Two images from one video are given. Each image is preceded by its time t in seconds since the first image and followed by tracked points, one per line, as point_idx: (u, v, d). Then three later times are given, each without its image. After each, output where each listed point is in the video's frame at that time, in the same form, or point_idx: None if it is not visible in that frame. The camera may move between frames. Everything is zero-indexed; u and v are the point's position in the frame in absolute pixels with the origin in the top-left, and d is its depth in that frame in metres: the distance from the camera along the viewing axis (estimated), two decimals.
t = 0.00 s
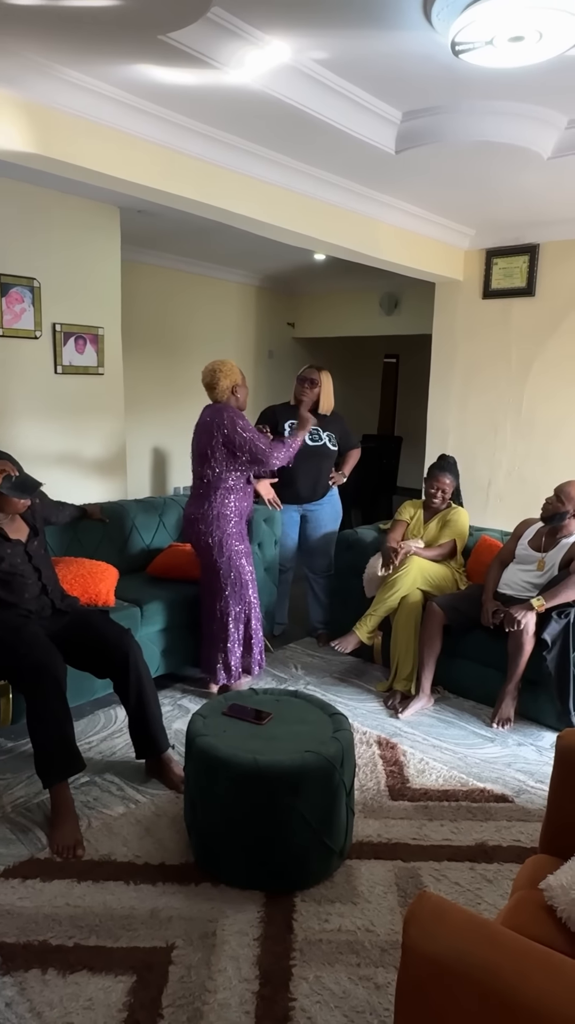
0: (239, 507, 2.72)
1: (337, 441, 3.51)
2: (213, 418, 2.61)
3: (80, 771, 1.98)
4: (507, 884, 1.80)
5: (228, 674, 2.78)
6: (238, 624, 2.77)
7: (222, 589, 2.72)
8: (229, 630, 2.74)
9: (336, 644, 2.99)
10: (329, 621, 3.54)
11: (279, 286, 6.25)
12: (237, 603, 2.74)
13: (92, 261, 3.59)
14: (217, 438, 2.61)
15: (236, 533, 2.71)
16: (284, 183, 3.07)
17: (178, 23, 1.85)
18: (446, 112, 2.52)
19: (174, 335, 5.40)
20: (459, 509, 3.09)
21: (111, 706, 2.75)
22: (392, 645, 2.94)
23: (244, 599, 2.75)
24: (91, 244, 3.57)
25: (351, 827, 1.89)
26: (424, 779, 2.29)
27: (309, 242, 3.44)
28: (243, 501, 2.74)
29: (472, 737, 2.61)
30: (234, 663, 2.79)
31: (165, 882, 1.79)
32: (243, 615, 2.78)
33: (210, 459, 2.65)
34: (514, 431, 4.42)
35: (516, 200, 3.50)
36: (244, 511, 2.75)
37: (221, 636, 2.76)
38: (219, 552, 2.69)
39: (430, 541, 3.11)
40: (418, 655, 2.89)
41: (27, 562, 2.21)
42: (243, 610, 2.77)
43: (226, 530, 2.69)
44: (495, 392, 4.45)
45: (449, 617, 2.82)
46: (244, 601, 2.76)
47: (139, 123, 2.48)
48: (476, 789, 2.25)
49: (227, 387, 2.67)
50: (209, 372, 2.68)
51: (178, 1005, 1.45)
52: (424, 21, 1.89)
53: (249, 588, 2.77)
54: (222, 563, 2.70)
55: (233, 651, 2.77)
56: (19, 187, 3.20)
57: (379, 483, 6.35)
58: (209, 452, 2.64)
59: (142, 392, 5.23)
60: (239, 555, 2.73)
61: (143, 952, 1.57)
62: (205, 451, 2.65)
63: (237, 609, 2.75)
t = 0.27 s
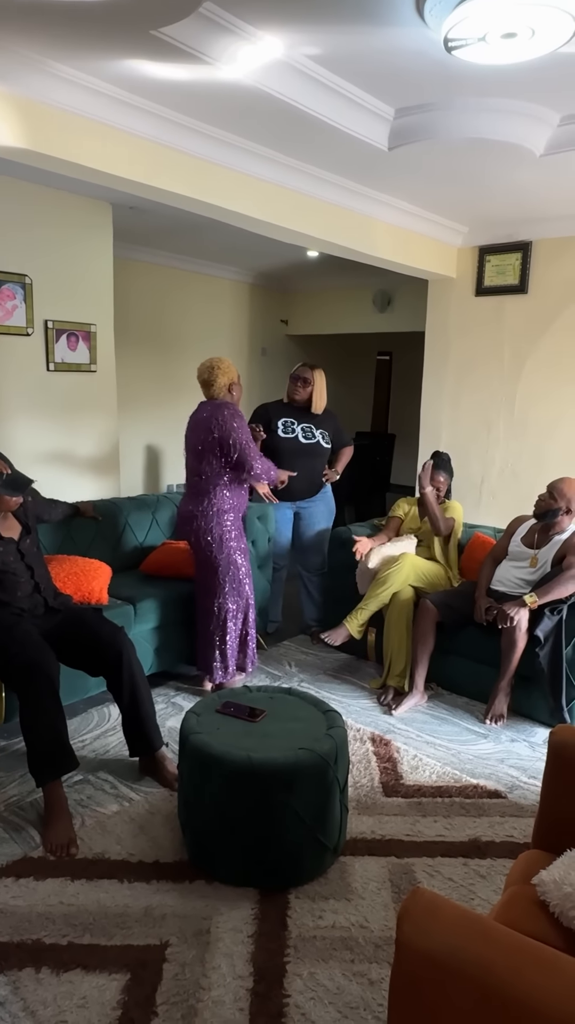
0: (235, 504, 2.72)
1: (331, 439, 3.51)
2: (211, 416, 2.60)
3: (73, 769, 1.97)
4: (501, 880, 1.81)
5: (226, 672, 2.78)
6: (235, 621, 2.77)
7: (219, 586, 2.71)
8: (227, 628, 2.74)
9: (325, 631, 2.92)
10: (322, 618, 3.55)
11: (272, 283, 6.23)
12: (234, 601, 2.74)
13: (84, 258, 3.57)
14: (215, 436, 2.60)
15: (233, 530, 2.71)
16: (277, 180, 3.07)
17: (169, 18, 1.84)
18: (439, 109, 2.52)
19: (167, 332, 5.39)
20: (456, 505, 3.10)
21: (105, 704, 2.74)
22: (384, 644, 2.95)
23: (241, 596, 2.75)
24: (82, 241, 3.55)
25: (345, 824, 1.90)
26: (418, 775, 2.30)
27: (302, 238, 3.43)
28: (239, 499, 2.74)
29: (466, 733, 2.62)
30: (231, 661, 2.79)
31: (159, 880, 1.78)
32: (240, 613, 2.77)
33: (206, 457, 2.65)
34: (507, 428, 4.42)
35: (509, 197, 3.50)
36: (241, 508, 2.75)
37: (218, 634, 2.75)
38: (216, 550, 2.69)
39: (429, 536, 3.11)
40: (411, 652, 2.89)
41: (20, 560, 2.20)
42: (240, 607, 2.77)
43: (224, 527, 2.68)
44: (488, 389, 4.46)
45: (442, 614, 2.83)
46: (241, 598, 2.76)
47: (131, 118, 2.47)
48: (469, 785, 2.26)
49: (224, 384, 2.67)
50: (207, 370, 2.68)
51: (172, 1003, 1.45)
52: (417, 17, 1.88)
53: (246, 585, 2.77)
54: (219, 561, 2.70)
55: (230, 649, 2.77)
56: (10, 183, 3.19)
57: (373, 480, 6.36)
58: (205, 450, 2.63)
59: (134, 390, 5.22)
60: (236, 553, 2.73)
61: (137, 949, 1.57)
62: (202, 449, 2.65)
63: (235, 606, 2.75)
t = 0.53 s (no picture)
0: (229, 502, 2.71)
1: (324, 436, 3.51)
2: (201, 414, 2.60)
3: (67, 768, 1.96)
4: (494, 876, 1.82)
5: (224, 669, 2.77)
6: (233, 620, 2.76)
7: (215, 584, 2.71)
8: (224, 626, 2.73)
9: (329, 616, 2.72)
10: (316, 616, 3.55)
11: (265, 280, 6.22)
12: (231, 599, 2.73)
13: (77, 256, 3.56)
14: (206, 434, 2.59)
15: (227, 529, 2.70)
16: (270, 177, 3.06)
17: (161, 14, 1.83)
18: (432, 105, 2.52)
19: (160, 329, 5.37)
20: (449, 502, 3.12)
21: (98, 702, 2.73)
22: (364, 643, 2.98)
23: (237, 594, 2.75)
24: (74, 238, 3.54)
25: (339, 821, 1.90)
26: (411, 772, 2.30)
27: (295, 235, 3.43)
28: (233, 497, 2.73)
29: (459, 730, 2.62)
30: (231, 660, 2.78)
31: (153, 878, 1.78)
32: (236, 611, 2.77)
33: (199, 457, 2.64)
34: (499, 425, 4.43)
35: (501, 194, 3.50)
36: (235, 507, 2.74)
37: (216, 632, 2.74)
38: (212, 548, 2.68)
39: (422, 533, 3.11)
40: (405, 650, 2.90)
41: (12, 559, 2.19)
42: (237, 605, 2.76)
43: (219, 525, 2.68)
44: (481, 386, 4.46)
45: (435, 612, 2.83)
46: (237, 596, 2.76)
47: (122, 115, 2.46)
48: (462, 782, 2.26)
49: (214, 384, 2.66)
50: (197, 367, 2.67)
51: (166, 1002, 1.44)
52: (409, 14, 1.88)
53: (242, 584, 2.76)
54: (215, 560, 2.69)
55: (229, 647, 2.76)
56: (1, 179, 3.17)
57: (366, 478, 6.36)
58: (198, 449, 2.63)
59: (127, 387, 5.20)
60: (231, 550, 2.72)
61: (131, 948, 1.57)
62: (194, 448, 2.64)
63: (232, 604, 2.74)
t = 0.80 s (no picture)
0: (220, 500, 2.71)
1: (317, 434, 3.50)
2: (191, 413, 2.59)
3: (60, 768, 1.96)
4: (487, 872, 1.82)
5: (215, 667, 2.78)
6: (224, 619, 2.76)
7: (207, 583, 2.71)
8: (215, 624, 2.73)
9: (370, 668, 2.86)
10: (309, 614, 3.55)
11: (258, 277, 6.21)
12: (223, 598, 2.73)
13: (68, 253, 3.54)
14: (195, 432, 2.59)
15: (218, 528, 2.70)
16: (262, 174, 3.06)
17: (151, 10, 1.82)
18: (424, 103, 2.52)
19: (153, 327, 5.36)
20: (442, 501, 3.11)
21: (91, 702, 2.73)
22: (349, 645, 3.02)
23: (229, 593, 2.74)
24: (65, 235, 3.52)
25: (332, 819, 1.90)
26: (405, 770, 2.30)
27: (287, 233, 3.42)
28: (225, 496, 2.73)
29: (452, 727, 2.63)
30: (223, 658, 2.78)
31: (146, 878, 1.78)
32: (228, 610, 2.77)
33: (189, 456, 2.64)
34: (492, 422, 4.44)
35: (494, 192, 3.51)
36: (226, 506, 2.74)
37: (207, 630, 2.74)
38: (203, 547, 2.68)
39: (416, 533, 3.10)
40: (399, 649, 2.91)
41: (4, 558, 2.18)
42: (228, 603, 2.76)
43: (210, 524, 2.68)
44: (474, 383, 4.47)
45: (429, 609, 2.83)
46: (229, 595, 2.75)
47: (113, 111, 2.45)
48: (455, 779, 2.27)
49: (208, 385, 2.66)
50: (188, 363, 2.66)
51: (160, 1001, 1.44)
52: (401, 11, 1.88)
53: (234, 582, 2.76)
54: (206, 558, 2.69)
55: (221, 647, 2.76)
56: None
57: (359, 476, 6.37)
58: (188, 448, 2.63)
59: (120, 386, 5.19)
60: (222, 548, 2.72)
61: (125, 948, 1.57)
62: (185, 447, 2.64)
63: (223, 603, 2.74)
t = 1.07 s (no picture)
0: (212, 500, 2.71)
1: (310, 434, 3.50)
2: (183, 413, 2.59)
3: (53, 769, 1.95)
4: (481, 870, 1.83)
5: (206, 667, 2.77)
6: (215, 619, 2.76)
7: (199, 582, 2.70)
8: (206, 624, 2.73)
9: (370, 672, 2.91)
10: (303, 613, 3.55)
11: (251, 277, 6.21)
12: (213, 598, 2.73)
13: (60, 252, 3.53)
14: (187, 432, 2.58)
15: (210, 528, 2.70)
16: (254, 173, 3.05)
17: (142, 8, 1.82)
18: (415, 102, 2.52)
19: (145, 326, 5.34)
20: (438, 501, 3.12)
21: (84, 702, 2.72)
22: (344, 647, 3.04)
23: (220, 593, 2.74)
24: (56, 234, 3.51)
25: (326, 818, 1.91)
26: (399, 768, 2.31)
27: (279, 232, 3.42)
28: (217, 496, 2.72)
29: (446, 725, 2.63)
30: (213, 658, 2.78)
31: (140, 878, 1.78)
32: (220, 610, 2.76)
33: (181, 456, 2.64)
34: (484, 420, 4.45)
35: (485, 191, 3.51)
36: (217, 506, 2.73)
37: (198, 630, 2.74)
38: (195, 547, 2.68)
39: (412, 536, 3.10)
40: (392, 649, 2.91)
41: None
42: (220, 603, 2.75)
43: (202, 524, 2.67)
44: (466, 382, 4.48)
45: (422, 608, 2.84)
46: (221, 595, 2.75)
47: (104, 109, 2.44)
48: (449, 777, 2.27)
49: (200, 384, 2.66)
50: (182, 362, 2.66)
51: (154, 1001, 1.44)
52: (393, 9, 1.88)
53: (226, 582, 2.76)
54: (197, 558, 2.69)
55: (211, 646, 2.76)
56: None
57: (352, 474, 6.37)
58: (180, 448, 2.62)
59: (112, 385, 5.17)
60: (214, 548, 2.71)
61: (119, 948, 1.56)
62: (177, 447, 2.63)
63: (214, 603, 2.74)
